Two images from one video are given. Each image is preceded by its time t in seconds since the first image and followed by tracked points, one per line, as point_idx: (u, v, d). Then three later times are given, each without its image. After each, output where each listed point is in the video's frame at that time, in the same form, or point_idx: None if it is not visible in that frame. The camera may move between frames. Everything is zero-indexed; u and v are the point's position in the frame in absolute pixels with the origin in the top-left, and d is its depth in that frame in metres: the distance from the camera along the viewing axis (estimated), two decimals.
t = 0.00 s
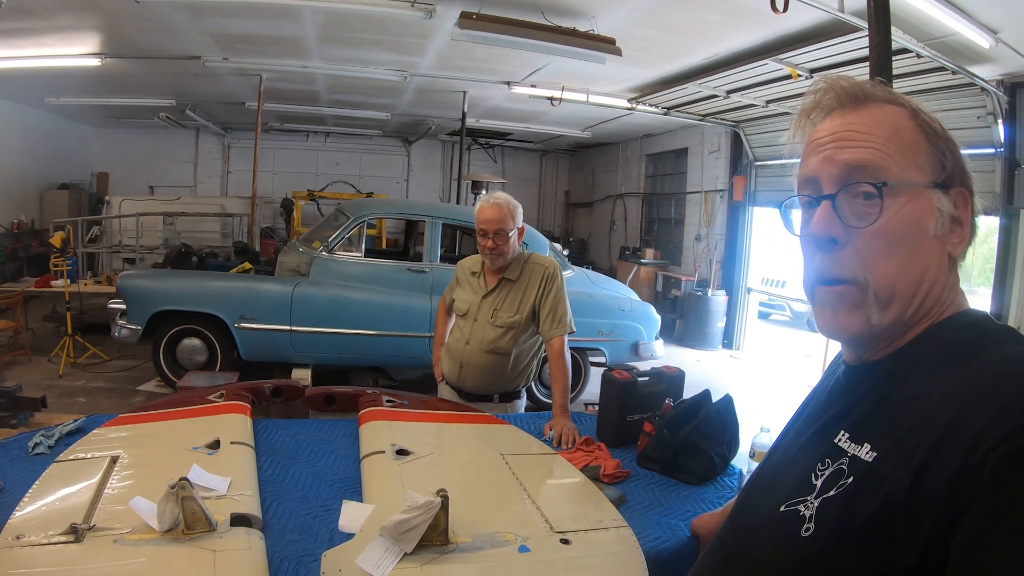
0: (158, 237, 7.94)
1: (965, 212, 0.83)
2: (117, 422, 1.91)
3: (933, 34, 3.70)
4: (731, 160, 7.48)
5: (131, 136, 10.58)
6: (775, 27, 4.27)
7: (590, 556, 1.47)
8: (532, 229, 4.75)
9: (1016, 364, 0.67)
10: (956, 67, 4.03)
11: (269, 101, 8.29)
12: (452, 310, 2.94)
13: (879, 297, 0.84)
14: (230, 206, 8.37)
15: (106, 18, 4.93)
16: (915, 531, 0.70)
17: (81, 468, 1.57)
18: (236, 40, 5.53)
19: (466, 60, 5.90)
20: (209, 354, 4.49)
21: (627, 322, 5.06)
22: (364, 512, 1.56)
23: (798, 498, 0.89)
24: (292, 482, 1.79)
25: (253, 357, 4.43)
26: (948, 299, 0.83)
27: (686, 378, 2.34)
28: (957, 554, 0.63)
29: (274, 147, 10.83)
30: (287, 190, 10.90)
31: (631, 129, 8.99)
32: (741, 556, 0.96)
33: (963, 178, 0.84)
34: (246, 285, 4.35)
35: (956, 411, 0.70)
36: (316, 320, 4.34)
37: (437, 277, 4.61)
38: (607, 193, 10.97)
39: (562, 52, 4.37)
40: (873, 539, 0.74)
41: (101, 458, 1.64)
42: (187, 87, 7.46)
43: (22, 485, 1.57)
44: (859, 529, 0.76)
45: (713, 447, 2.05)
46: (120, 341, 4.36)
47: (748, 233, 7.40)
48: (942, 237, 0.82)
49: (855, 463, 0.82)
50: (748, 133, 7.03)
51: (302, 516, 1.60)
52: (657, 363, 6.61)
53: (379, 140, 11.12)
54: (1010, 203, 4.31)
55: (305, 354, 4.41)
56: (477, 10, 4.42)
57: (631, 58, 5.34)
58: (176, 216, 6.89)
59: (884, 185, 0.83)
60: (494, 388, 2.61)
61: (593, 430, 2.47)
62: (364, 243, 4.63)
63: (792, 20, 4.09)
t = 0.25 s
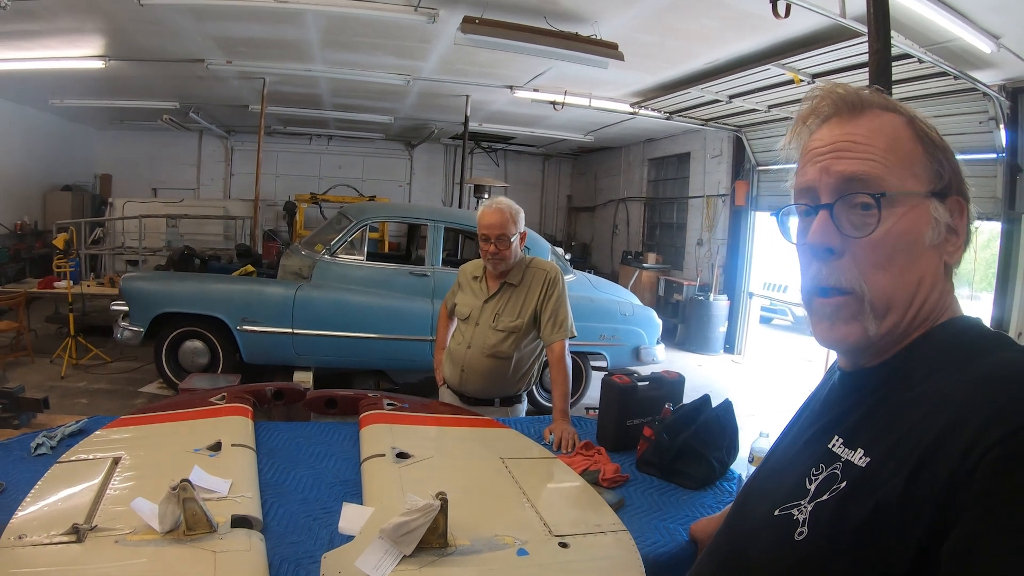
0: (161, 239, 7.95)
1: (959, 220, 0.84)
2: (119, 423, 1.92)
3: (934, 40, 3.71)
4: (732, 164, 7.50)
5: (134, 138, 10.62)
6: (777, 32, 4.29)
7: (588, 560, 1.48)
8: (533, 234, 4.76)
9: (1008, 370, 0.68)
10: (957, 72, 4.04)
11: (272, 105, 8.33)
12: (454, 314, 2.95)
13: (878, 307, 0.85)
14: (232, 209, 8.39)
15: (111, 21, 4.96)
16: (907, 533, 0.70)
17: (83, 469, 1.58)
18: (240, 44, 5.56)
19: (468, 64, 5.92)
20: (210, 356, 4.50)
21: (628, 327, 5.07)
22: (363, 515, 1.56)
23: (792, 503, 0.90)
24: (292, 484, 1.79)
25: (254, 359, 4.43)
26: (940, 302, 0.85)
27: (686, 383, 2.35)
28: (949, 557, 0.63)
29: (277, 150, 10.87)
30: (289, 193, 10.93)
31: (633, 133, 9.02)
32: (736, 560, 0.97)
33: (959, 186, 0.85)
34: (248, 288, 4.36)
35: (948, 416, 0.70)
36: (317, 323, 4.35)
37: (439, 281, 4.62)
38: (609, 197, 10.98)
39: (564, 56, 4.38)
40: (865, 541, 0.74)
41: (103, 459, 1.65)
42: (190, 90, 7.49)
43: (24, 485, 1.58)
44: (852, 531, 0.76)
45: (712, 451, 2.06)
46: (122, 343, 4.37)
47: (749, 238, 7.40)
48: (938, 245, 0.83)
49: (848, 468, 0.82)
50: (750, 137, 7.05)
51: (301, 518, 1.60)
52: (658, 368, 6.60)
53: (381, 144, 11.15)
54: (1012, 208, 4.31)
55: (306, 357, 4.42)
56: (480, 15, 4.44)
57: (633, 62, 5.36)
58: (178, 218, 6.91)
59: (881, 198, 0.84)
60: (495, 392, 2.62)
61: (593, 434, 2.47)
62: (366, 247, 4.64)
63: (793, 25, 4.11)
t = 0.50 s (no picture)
0: (162, 240, 7.96)
1: (919, 223, 0.79)
2: (119, 425, 1.91)
3: (937, 44, 3.71)
4: (734, 169, 7.50)
5: (137, 140, 10.64)
6: (778, 36, 4.29)
7: (587, 566, 1.47)
8: (534, 237, 4.76)
9: (1012, 384, 0.67)
10: (960, 76, 4.04)
11: (274, 107, 8.34)
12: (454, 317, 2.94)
13: (820, 323, 0.88)
14: (234, 211, 8.40)
15: (113, 22, 4.97)
16: (911, 547, 0.70)
17: (82, 471, 1.58)
18: (243, 46, 5.57)
19: (470, 67, 5.94)
20: (211, 358, 4.49)
21: (629, 331, 5.06)
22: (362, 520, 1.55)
23: (793, 516, 0.89)
24: (291, 489, 1.79)
25: (255, 361, 4.43)
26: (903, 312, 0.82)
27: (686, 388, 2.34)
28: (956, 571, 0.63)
29: (279, 151, 10.89)
30: (291, 195, 10.94)
31: (635, 137, 9.03)
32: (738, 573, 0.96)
33: (918, 187, 0.79)
34: (249, 290, 4.36)
35: (953, 429, 0.70)
36: (318, 325, 4.35)
37: (440, 284, 4.61)
38: (610, 201, 10.99)
39: (566, 60, 4.39)
40: (868, 555, 0.74)
41: (102, 461, 1.64)
42: (193, 92, 7.51)
43: (22, 487, 1.57)
44: (856, 545, 0.76)
45: (713, 457, 2.05)
46: (123, 344, 4.37)
47: (751, 243, 7.39)
48: (883, 256, 0.81)
49: (852, 481, 0.81)
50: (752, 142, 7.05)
51: (300, 522, 1.60)
52: (659, 372, 6.59)
53: (383, 147, 11.17)
54: (1014, 212, 4.29)
55: (306, 360, 4.42)
56: (482, 18, 4.45)
57: (635, 66, 5.37)
58: (180, 219, 6.92)
59: (810, 217, 0.87)
60: (495, 396, 2.61)
61: (593, 439, 2.46)
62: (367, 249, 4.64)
63: (796, 30, 4.11)
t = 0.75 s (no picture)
0: (162, 240, 7.94)
1: (872, 237, 0.80)
2: (118, 427, 1.91)
3: (937, 47, 3.72)
4: (733, 171, 7.51)
5: (136, 139, 10.62)
6: (779, 38, 4.30)
7: (584, 570, 1.47)
8: (533, 238, 4.76)
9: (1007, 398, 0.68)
10: (960, 79, 4.05)
11: (273, 107, 8.33)
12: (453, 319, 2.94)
13: (794, 339, 0.91)
14: (233, 210, 8.39)
15: (112, 21, 4.96)
16: (908, 559, 0.70)
17: (81, 473, 1.57)
18: (242, 46, 5.57)
19: (469, 68, 5.94)
20: (210, 358, 4.49)
21: (627, 332, 5.06)
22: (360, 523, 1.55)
23: (789, 527, 0.90)
24: (289, 491, 1.79)
25: (254, 362, 4.43)
26: (869, 325, 0.82)
27: (684, 391, 2.34)
28: None
29: (278, 151, 10.88)
30: (291, 195, 10.93)
31: (635, 137, 9.04)
32: None
33: (867, 203, 0.80)
34: (248, 290, 4.36)
35: (946, 443, 0.70)
36: (317, 325, 4.35)
37: (439, 285, 4.61)
38: (610, 201, 11.00)
39: (565, 61, 4.39)
40: (865, 567, 0.74)
41: (101, 463, 1.64)
42: (191, 91, 7.50)
43: (21, 488, 1.57)
44: (852, 557, 0.76)
45: (711, 460, 2.06)
46: (122, 344, 4.36)
47: (750, 244, 7.40)
48: (841, 272, 0.83)
49: (847, 494, 0.82)
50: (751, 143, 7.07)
51: (298, 525, 1.60)
52: (657, 374, 6.60)
53: (383, 146, 11.17)
54: (1012, 215, 4.32)
55: (305, 360, 4.41)
56: (481, 18, 4.46)
57: (635, 67, 5.38)
58: (179, 219, 6.90)
59: (774, 242, 0.92)
60: (495, 398, 2.62)
61: (591, 441, 2.46)
62: (366, 249, 4.63)
63: (796, 32, 4.12)
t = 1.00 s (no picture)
0: (154, 244, 7.88)
1: (841, 252, 0.81)
2: (111, 433, 1.90)
3: (929, 55, 3.79)
4: (724, 178, 7.58)
5: (128, 143, 10.56)
6: (771, 46, 4.36)
7: None
8: (525, 244, 4.78)
9: (983, 409, 0.69)
10: (951, 86, 4.11)
11: (267, 112, 8.33)
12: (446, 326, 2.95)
13: (779, 359, 0.93)
14: (226, 215, 8.35)
15: (107, 26, 4.96)
16: (890, 567, 0.72)
17: (74, 479, 1.56)
18: (236, 51, 5.58)
19: (463, 75, 5.98)
20: (202, 364, 4.46)
21: (619, 338, 5.09)
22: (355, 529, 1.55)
23: (777, 534, 0.92)
24: (283, 498, 1.78)
25: (246, 368, 4.40)
26: (847, 339, 0.84)
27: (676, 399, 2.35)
28: None
29: (271, 156, 10.86)
30: (284, 200, 10.91)
31: (627, 145, 9.12)
32: None
33: (833, 221, 0.82)
34: (240, 296, 4.34)
35: (929, 454, 0.72)
36: (308, 331, 4.33)
37: (431, 291, 4.61)
38: (602, 208, 11.07)
39: (559, 68, 4.43)
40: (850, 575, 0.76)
41: (94, 469, 1.63)
42: (185, 96, 7.49)
43: (14, 494, 1.56)
44: (837, 565, 0.78)
45: (701, 467, 2.08)
46: (114, 349, 4.33)
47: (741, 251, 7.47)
48: (815, 289, 0.84)
49: (833, 502, 0.84)
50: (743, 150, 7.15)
51: (291, 532, 1.59)
52: (650, 380, 6.62)
53: (376, 152, 11.18)
54: (1004, 221, 4.42)
55: (297, 366, 4.40)
56: (475, 26, 4.49)
57: (628, 75, 5.43)
58: (172, 223, 6.86)
59: (752, 266, 0.93)
60: (488, 405, 2.62)
61: (584, 448, 2.47)
62: (359, 255, 4.63)
63: (787, 40, 4.18)
